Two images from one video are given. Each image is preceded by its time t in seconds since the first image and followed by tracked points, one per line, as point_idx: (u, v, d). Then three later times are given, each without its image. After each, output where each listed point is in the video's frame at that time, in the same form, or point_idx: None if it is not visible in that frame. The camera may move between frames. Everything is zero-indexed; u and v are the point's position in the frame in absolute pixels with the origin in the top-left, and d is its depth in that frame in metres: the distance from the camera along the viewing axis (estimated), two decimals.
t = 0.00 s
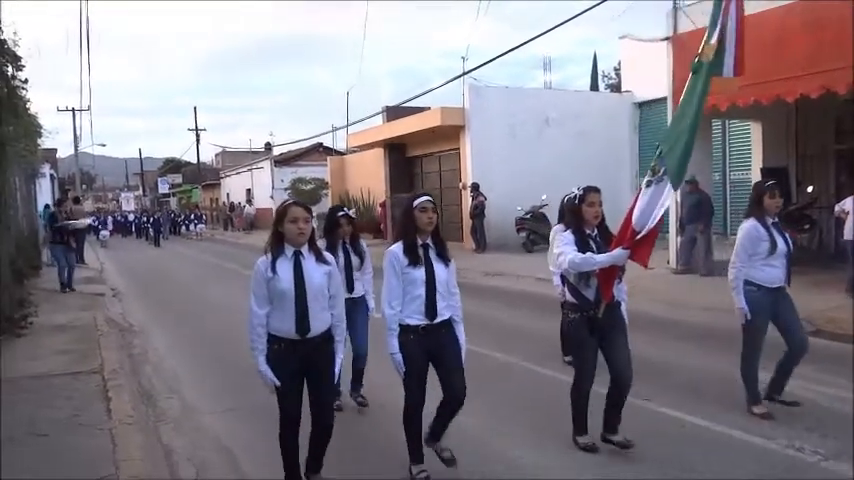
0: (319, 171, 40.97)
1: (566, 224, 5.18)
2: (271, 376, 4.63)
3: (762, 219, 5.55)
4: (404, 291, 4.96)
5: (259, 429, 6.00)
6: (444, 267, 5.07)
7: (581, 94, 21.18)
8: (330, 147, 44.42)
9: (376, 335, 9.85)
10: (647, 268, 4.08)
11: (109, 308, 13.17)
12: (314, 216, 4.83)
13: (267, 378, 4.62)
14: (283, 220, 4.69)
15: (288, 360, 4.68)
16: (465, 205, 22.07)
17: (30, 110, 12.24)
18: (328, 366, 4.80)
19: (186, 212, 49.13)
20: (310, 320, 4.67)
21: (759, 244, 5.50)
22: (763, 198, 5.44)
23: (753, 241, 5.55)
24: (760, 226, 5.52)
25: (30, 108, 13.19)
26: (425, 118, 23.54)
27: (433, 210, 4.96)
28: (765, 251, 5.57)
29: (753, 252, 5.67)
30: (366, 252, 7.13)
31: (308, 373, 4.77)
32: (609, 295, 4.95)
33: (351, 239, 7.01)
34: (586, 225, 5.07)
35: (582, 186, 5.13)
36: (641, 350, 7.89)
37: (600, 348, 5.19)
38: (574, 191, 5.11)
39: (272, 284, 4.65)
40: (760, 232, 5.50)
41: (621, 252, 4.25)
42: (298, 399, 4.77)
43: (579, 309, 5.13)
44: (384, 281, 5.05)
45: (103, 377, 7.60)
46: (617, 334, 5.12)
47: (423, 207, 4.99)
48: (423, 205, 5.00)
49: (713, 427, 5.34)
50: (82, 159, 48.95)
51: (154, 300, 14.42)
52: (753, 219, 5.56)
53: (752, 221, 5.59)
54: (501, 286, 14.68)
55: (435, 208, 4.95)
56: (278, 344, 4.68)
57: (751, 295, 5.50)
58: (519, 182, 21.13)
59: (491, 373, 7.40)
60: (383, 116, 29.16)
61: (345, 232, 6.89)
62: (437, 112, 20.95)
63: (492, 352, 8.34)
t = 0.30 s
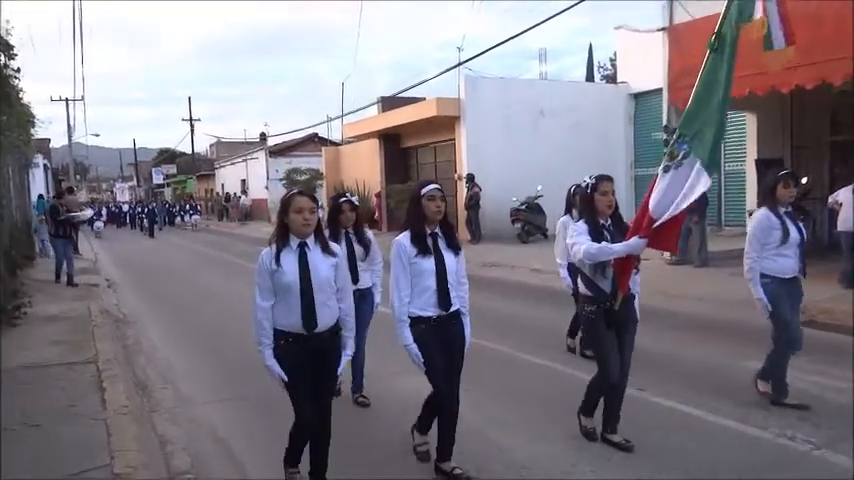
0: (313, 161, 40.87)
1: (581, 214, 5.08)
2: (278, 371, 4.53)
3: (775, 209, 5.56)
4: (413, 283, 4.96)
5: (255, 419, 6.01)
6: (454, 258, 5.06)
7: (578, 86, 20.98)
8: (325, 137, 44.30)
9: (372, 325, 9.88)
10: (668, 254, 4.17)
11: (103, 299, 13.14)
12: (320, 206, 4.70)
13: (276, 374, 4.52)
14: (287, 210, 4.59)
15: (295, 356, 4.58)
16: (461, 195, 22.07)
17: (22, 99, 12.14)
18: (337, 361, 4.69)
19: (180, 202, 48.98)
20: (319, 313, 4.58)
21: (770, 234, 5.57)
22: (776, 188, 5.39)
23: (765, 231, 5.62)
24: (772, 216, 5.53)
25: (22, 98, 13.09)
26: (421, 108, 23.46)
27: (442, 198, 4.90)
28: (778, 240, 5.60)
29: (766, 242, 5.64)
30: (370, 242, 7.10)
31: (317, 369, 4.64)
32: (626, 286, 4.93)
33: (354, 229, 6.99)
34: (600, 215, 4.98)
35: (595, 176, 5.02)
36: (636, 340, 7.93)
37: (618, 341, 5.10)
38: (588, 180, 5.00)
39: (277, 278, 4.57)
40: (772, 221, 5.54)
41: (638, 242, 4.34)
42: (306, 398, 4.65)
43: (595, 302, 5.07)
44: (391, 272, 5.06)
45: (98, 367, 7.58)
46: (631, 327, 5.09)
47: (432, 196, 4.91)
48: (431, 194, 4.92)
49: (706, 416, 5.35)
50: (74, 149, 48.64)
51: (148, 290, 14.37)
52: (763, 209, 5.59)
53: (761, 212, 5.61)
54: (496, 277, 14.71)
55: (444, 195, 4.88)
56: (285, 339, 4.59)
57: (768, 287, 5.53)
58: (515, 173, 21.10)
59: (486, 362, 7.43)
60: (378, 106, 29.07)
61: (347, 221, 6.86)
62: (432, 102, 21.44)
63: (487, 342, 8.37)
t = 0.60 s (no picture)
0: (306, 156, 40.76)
1: (586, 212, 5.06)
2: (274, 376, 4.47)
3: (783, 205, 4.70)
4: (414, 282, 4.96)
5: (245, 415, 6.01)
6: (457, 256, 5.08)
7: (571, 81, 20.27)
8: (317, 133, 44.17)
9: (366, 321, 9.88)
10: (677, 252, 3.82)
11: (94, 295, 13.08)
12: (319, 203, 4.68)
13: (271, 378, 4.47)
14: (286, 204, 4.54)
15: (292, 360, 4.53)
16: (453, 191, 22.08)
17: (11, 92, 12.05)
18: (337, 363, 4.67)
19: (171, 198, 48.80)
20: (318, 314, 4.54)
21: (779, 234, 4.91)
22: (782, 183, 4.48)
23: (772, 229, 4.93)
24: (781, 217, 4.74)
25: (12, 91, 12.98)
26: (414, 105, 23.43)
27: (446, 196, 4.90)
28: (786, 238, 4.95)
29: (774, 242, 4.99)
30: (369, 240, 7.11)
31: (316, 372, 4.60)
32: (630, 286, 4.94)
33: (352, 225, 6.97)
34: (605, 214, 5.01)
35: (600, 172, 5.03)
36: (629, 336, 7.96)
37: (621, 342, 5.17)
38: (592, 178, 5.00)
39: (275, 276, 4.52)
40: (781, 221, 4.76)
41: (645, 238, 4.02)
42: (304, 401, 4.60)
43: (600, 302, 5.12)
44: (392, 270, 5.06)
45: (89, 363, 7.57)
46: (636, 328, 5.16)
47: (435, 194, 4.91)
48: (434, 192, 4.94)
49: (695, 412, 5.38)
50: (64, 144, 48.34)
51: (139, 286, 14.32)
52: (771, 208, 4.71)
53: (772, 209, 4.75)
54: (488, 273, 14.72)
55: (448, 193, 4.89)
56: (283, 341, 4.53)
57: (777, 285, 5.16)
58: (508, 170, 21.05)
59: (479, 359, 7.46)
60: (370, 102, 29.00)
61: (346, 215, 6.84)
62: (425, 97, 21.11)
63: (481, 338, 8.38)
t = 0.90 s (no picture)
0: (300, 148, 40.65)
1: (593, 203, 5.07)
2: (275, 374, 4.46)
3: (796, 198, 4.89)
4: (422, 275, 4.97)
5: (239, 406, 6.03)
6: (466, 249, 5.08)
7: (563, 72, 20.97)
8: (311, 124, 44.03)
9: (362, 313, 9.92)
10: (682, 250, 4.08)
11: (87, 286, 13.05)
12: (322, 193, 4.68)
13: (272, 374, 4.46)
14: (290, 196, 4.52)
15: (294, 357, 4.51)
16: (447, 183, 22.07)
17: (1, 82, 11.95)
18: (341, 358, 4.62)
19: (164, 189, 48.62)
20: (320, 309, 4.51)
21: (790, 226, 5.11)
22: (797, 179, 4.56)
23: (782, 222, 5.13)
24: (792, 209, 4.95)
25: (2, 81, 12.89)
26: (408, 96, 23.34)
27: (454, 188, 4.93)
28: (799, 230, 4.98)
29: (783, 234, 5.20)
30: (371, 232, 7.05)
31: (319, 368, 4.58)
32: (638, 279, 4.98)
33: (355, 216, 6.94)
34: (614, 204, 4.97)
35: (606, 164, 5.03)
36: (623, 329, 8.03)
37: (626, 335, 5.18)
38: (600, 168, 5.01)
39: (276, 269, 4.50)
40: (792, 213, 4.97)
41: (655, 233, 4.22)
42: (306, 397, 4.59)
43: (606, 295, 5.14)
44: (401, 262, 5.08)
45: (82, 354, 7.56)
46: (643, 322, 5.11)
47: (443, 186, 4.95)
48: (442, 184, 4.96)
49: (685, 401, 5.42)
50: (55, 135, 48.00)
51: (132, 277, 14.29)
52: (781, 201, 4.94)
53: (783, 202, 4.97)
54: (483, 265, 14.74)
55: (455, 185, 4.92)
56: (284, 337, 4.51)
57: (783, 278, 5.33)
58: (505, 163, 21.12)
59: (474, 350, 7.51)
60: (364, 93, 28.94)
61: (349, 206, 6.82)
62: (418, 90, 21.36)
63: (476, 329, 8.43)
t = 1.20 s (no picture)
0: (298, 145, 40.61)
1: (612, 201, 4.83)
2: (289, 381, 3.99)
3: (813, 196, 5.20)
4: (437, 275, 4.52)
5: (238, 405, 6.01)
6: (484, 249, 4.62)
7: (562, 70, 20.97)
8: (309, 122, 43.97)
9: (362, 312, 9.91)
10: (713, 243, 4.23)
11: (86, 283, 13.04)
12: (336, 191, 4.24)
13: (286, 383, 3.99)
14: (302, 194, 4.09)
15: (308, 364, 4.05)
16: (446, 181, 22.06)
17: None
18: (356, 364, 4.20)
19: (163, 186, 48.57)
20: (336, 313, 4.07)
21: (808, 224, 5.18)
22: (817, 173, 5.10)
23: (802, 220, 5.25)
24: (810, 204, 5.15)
25: None
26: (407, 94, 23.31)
27: (474, 183, 4.52)
28: (816, 229, 5.17)
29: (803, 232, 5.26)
30: (379, 229, 6.80)
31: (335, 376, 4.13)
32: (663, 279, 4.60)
33: (363, 214, 6.69)
34: (633, 204, 4.77)
35: (624, 162, 4.81)
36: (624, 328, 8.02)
37: (652, 340, 4.71)
38: (618, 167, 4.78)
39: (289, 269, 4.02)
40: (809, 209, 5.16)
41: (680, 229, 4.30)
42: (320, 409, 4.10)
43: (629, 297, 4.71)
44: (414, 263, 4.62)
45: (80, 352, 7.54)
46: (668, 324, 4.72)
47: (461, 184, 4.52)
48: (460, 180, 4.53)
49: (695, 403, 5.47)
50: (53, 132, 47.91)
51: (129, 275, 14.27)
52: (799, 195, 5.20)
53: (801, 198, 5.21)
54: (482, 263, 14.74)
55: (475, 181, 4.52)
56: (299, 341, 4.05)
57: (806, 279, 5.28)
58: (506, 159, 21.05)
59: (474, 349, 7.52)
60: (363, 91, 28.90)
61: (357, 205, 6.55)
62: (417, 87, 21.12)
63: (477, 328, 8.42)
